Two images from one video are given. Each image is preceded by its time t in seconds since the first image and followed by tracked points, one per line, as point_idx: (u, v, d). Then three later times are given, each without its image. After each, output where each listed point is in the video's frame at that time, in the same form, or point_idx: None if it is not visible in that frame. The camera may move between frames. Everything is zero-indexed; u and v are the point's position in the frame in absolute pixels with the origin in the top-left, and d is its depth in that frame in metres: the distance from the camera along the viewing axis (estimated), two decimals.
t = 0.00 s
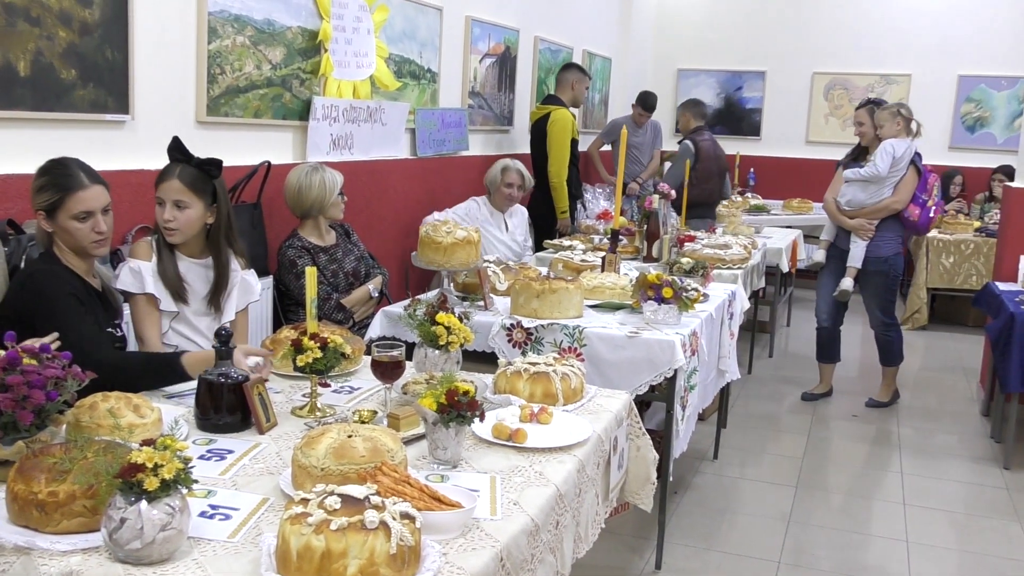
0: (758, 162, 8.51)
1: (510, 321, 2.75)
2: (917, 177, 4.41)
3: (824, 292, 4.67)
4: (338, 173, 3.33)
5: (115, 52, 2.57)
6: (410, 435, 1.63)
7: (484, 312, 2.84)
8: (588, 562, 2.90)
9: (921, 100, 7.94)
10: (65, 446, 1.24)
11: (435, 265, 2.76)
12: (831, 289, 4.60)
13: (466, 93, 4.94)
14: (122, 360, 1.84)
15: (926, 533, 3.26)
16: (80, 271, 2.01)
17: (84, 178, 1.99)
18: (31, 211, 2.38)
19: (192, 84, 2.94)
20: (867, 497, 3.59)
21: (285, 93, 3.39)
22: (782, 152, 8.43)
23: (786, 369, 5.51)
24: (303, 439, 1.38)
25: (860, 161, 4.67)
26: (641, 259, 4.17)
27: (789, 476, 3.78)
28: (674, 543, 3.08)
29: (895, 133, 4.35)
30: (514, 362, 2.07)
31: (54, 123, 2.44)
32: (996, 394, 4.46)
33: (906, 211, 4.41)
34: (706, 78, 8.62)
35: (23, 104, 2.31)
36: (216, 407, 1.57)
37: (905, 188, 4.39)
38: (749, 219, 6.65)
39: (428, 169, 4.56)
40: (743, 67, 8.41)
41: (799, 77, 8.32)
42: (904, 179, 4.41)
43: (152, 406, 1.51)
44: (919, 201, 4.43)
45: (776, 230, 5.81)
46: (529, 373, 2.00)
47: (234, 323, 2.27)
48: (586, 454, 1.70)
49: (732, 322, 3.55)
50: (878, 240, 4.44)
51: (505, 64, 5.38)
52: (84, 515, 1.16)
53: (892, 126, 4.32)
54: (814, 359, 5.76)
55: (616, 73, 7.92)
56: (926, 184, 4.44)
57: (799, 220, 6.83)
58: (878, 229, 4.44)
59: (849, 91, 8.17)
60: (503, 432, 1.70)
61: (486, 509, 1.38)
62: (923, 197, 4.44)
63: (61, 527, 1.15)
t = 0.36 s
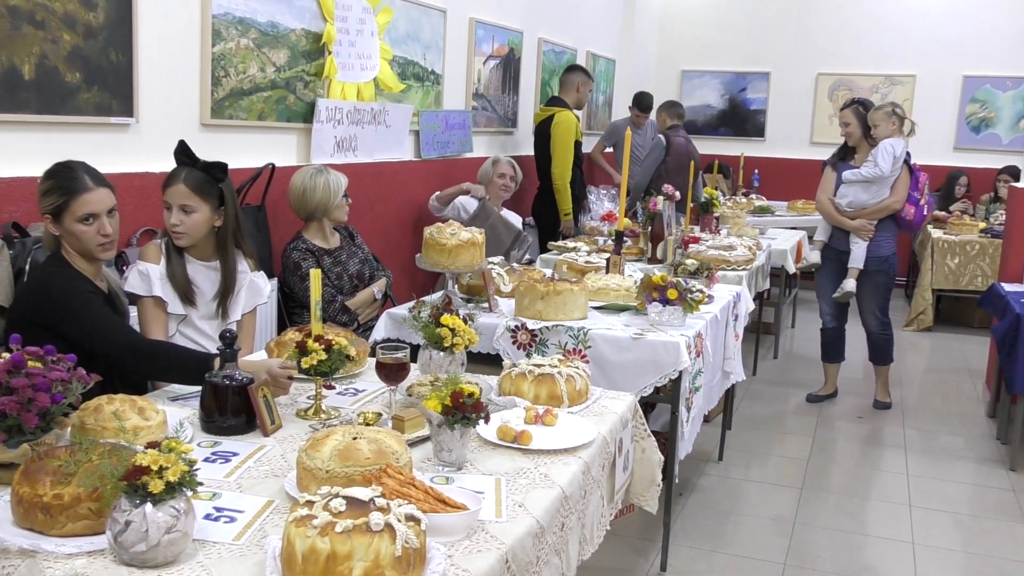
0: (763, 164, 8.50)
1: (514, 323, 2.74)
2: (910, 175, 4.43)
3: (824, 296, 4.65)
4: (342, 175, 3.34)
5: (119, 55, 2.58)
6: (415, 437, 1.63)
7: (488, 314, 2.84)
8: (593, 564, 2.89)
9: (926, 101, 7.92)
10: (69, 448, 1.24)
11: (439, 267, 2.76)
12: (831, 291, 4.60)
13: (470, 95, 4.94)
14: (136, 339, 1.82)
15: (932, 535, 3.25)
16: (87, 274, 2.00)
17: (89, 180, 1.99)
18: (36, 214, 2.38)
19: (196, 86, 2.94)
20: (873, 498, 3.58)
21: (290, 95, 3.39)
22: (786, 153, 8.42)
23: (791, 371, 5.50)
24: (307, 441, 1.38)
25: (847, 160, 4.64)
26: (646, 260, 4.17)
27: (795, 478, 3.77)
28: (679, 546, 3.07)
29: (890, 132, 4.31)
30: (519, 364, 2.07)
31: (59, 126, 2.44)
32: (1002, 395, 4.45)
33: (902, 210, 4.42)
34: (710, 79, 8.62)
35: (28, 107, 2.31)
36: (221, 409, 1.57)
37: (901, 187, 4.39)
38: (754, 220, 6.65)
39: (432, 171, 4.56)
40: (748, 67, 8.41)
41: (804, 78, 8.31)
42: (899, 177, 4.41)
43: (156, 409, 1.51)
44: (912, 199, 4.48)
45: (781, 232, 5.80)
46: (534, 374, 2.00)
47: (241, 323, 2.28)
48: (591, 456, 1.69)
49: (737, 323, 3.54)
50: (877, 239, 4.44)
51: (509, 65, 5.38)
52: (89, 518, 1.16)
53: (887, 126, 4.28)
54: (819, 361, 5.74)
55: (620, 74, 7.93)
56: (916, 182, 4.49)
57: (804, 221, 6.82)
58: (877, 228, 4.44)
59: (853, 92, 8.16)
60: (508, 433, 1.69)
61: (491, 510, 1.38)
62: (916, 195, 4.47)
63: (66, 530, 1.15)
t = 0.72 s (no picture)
0: (764, 164, 8.49)
1: (516, 323, 2.74)
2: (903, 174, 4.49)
3: (829, 297, 4.58)
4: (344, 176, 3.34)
5: (120, 55, 2.58)
6: (416, 437, 1.63)
7: (490, 315, 2.84)
8: (593, 565, 2.88)
9: (928, 101, 7.91)
10: (70, 449, 1.24)
11: (441, 267, 2.76)
12: (840, 295, 4.56)
13: (472, 95, 4.94)
14: (138, 339, 1.81)
15: (934, 537, 3.24)
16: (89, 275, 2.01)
17: (91, 181, 1.99)
18: (37, 214, 2.38)
19: (198, 86, 2.94)
20: (875, 499, 3.57)
21: (291, 96, 3.39)
22: (788, 154, 8.41)
23: (793, 372, 5.49)
24: (309, 441, 1.38)
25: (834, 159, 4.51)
26: (647, 261, 4.16)
27: (797, 479, 3.76)
28: (680, 547, 3.06)
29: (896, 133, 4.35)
30: (520, 364, 2.07)
31: (60, 127, 2.44)
32: (1004, 396, 4.44)
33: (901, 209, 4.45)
34: (712, 79, 8.61)
35: (29, 107, 2.31)
36: (223, 409, 1.57)
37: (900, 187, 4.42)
38: (756, 220, 6.64)
39: (434, 171, 4.56)
40: (750, 68, 8.40)
41: (805, 79, 8.30)
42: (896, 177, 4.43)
43: (158, 409, 1.51)
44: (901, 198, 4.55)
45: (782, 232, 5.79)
46: (536, 375, 2.00)
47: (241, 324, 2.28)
48: (593, 457, 1.69)
49: (739, 324, 3.54)
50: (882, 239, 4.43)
51: (510, 65, 5.38)
52: (91, 518, 1.16)
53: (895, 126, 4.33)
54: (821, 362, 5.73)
55: (622, 75, 7.92)
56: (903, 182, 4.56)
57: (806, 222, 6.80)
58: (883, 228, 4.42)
59: (855, 92, 8.16)
60: (510, 434, 1.69)
61: (493, 511, 1.37)
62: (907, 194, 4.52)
63: (67, 530, 1.15)
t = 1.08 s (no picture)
0: (766, 165, 8.49)
1: (518, 324, 2.74)
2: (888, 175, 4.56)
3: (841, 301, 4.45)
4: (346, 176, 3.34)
5: (122, 56, 2.58)
6: (418, 438, 1.62)
7: (491, 315, 2.83)
8: (595, 566, 2.88)
9: (930, 102, 7.90)
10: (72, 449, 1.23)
11: (443, 268, 2.75)
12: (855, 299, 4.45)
13: (473, 96, 4.94)
14: (139, 339, 1.81)
15: (935, 538, 3.23)
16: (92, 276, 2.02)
17: (94, 182, 1.99)
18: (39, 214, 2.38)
19: (199, 86, 2.94)
20: (876, 501, 3.57)
21: (292, 96, 3.39)
22: (790, 155, 8.41)
23: (795, 374, 5.48)
24: (310, 442, 1.38)
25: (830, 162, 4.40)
26: (648, 262, 4.16)
27: (798, 480, 3.75)
28: (680, 548, 3.06)
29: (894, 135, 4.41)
30: (522, 365, 2.07)
31: (62, 127, 2.44)
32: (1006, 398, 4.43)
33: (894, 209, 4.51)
34: (713, 80, 8.61)
35: (31, 107, 2.31)
36: (224, 410, 1.57)
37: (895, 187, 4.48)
38: (758, 221, 6.64)
39: (435, 172, 4.56)
40: (751, 69, 8.40)
41: (807, 80, 8.30)
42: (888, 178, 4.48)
43: (159, 410, 1.51)
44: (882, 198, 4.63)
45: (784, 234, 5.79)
46: (538, 376, 2.00)
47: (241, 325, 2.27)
48: (594, 458, 1.68)
49: (741, 325, 3.53)
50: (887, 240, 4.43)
51: (512, 66, 5.37)
52: (92, 519, 1.15)
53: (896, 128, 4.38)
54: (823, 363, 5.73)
55: (623, 75, 7.92)
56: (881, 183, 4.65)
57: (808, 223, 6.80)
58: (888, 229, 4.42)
59: (857, 93, 8.15)
60: (512, 435, 1.69)
61: (495, 513, 1.37)
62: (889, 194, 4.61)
63: (68, 531, 1.14)
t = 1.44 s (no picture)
0: (765, 166, 8.49)
1: (516, 324, 2.74)
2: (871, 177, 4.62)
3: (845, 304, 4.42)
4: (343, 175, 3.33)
5: (120, 55, 2.57)
6: (416, 439, 1.62)
7: (490, 316, 2.83)
8: (594, 566, 2.88)
9: (928, 103, 7.90)
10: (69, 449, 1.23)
11: (441, 268, 2.75)
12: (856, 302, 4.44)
13: (472, 96, 4.94)
14: (137, 339, 1.80)
15: (933, 539, 3.23)
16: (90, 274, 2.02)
17: (93, 182, 1.98)
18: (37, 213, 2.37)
19: (198, 86, 2.94)
20: (874, 501, 3.57)
21: (291, 95, 3.39)
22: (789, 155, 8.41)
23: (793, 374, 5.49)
24: (308, 442, 1.38)
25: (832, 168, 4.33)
26: (647, 262, 4.16)
27: (796, 480, 3.76)
28: (679, 548, 3.06)
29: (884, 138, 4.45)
30: (521, 365, 2.07)
31: (59, 126, 2.43)
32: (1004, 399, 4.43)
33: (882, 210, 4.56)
34: (712, 81, 8.61)
35: (28, 106, 2.31)
36: (222, 410, 1.56)
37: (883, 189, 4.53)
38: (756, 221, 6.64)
39: (434, 172, 4.55)
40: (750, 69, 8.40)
41: (806, 80, 8.30)
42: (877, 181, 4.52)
43: (157, 410, 1.50)
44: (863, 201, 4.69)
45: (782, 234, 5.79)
46: (536, 377, 1.99)
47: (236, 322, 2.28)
48: (593, 458, 1.68)
49: (739, 325, 3.53)
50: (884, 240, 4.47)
51: (511, 65, 5.37)
52: (89, 519, 1.15)
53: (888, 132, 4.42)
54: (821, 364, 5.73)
55: (623, 75, 7.92)
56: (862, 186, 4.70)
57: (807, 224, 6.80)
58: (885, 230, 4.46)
59: (856, 93, 8.16)
60: (510, 435, 1.69)
61: (493, 513, 1.37)
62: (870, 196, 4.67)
63: (65, 532, 1.14)
